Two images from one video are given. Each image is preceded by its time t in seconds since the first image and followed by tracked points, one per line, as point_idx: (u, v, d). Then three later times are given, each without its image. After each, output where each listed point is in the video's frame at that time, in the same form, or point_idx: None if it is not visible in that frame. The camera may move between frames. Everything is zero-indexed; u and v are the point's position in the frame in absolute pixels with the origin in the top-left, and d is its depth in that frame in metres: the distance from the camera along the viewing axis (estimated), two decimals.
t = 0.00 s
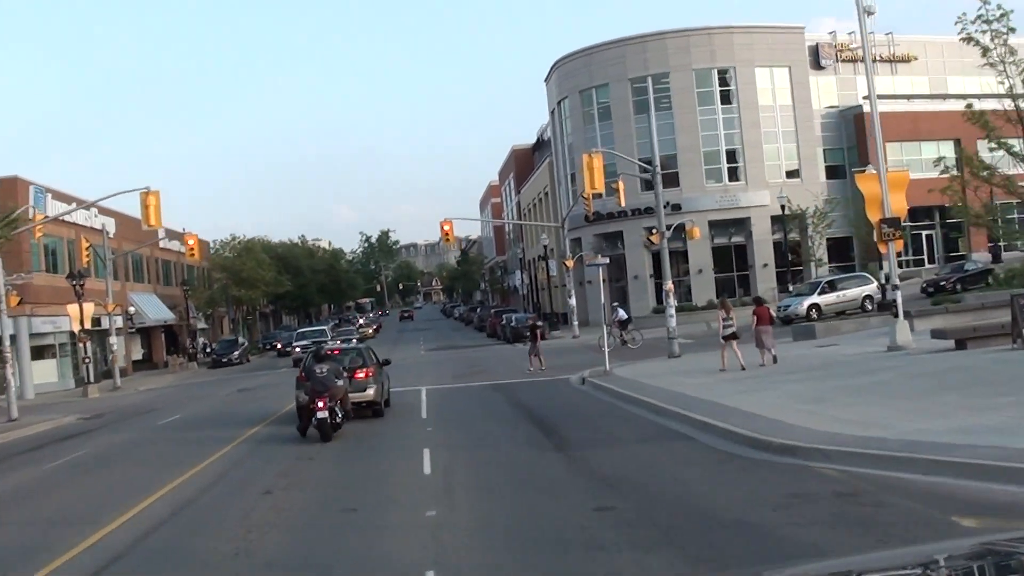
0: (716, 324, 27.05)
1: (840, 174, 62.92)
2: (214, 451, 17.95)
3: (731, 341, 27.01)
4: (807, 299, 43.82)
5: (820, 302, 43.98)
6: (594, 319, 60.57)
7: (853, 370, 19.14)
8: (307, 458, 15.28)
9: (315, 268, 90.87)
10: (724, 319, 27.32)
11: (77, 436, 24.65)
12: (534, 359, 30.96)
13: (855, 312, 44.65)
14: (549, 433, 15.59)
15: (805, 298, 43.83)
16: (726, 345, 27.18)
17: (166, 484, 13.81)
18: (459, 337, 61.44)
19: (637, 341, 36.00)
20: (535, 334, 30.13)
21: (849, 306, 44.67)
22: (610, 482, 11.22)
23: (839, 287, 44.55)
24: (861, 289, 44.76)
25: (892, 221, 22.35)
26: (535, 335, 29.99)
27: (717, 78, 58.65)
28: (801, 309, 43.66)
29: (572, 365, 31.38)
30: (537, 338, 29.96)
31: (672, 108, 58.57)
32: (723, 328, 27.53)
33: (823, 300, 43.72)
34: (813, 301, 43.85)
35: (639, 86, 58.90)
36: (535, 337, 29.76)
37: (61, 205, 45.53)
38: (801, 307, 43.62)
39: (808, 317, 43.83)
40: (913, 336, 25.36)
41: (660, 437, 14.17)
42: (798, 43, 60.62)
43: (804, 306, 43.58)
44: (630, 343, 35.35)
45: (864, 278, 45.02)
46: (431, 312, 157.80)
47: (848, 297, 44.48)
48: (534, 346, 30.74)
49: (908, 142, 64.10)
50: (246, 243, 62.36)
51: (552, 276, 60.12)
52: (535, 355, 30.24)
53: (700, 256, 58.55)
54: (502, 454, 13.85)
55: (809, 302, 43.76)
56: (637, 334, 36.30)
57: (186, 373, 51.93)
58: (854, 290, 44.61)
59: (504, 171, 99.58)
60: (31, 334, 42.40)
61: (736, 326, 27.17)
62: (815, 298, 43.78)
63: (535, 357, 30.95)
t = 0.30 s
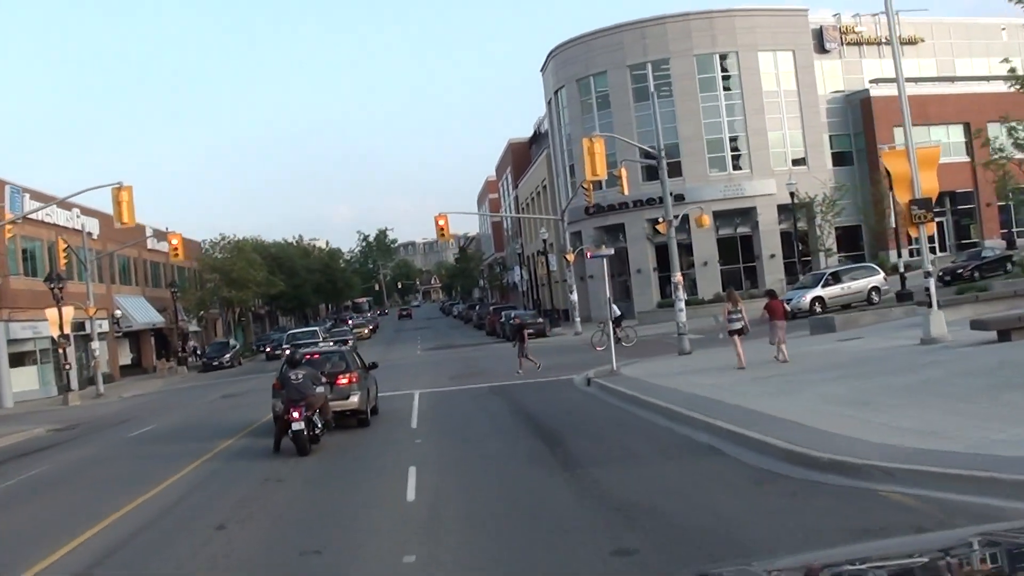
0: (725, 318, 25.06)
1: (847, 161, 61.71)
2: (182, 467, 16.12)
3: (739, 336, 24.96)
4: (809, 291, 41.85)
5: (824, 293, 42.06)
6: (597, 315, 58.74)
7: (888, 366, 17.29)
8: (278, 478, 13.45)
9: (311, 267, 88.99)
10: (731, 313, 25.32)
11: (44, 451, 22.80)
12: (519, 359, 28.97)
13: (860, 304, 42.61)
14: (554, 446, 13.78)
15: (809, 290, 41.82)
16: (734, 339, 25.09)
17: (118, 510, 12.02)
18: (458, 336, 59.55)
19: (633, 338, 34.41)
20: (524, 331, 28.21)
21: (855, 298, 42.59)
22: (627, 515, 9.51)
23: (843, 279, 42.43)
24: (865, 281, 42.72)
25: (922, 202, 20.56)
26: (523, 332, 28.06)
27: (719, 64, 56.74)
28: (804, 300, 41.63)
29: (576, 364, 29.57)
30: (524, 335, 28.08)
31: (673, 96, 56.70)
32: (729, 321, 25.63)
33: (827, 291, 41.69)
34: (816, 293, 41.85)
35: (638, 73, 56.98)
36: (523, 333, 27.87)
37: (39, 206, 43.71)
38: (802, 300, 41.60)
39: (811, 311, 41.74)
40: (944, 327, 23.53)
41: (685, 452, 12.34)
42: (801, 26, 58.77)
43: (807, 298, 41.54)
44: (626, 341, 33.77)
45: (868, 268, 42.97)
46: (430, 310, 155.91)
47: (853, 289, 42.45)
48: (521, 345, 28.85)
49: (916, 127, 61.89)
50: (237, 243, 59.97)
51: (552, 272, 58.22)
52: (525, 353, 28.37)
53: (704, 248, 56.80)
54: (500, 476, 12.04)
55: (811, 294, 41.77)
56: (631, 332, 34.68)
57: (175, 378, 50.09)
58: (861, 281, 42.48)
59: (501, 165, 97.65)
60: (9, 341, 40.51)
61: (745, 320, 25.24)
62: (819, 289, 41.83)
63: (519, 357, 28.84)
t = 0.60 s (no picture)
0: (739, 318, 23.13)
1: (860, 157, 60.15)
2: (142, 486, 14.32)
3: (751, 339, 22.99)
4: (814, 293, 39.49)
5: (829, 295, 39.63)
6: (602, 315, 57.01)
7: (935, 374, 15.47)
8: (243, 502, 11.65)
9: (309, 266, 87.22)
10: (744, 314, 23.30)
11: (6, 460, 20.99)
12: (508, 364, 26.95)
13: (867, 307, 40.50)
14: (566, 468, 12.00)
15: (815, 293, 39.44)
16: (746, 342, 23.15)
17: (60, 536, 10.34)
18: (458, 337, 57.74)
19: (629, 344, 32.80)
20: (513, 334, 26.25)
21: (861, 301, 40.51)
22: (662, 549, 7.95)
23: (848, 281, 40.27)
24: (871, 284, 40.50)
25: (964, 190, 18.70)
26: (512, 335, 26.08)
27: (730, 55, 54.99)
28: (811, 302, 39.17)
29: (582, 368, 27.83)
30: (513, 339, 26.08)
31: (682, 88, 54.92)
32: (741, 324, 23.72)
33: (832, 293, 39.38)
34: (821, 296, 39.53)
35: (646, 65, 55.15)
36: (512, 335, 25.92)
37: (24, 199, 41.99)
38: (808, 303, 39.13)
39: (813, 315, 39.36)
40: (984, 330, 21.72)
41: (718, 480, 10.58)
42: (814, 17, 57.04)
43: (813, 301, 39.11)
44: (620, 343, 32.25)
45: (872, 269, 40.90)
46: (432, 310, 154.20)
47: (860, 291, 40.39)
48: (511, 347, 26.87)
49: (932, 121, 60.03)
50: (232, 240, 57.81)
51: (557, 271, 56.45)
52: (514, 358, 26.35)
53: (713, 246, 55.03)
54: (500, 506, 10.27)
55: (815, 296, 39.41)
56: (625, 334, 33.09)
57: (166, 379, 48.36)
58: (865, 284, 40.44)
59: (503, 162, 95.87)
60: None
61: (757, 322, 23.33)
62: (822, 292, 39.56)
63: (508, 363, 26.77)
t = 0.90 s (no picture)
0: (755, 314, 21.45)
1: (873, 147, 58.56)
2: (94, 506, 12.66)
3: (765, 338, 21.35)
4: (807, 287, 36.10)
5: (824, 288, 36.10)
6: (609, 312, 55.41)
7: (988, 378, 13.75)
8: (198, 530, 9.97)
9: (309, 264, 85.57)
10: (758, 310, 21.60)
11: None
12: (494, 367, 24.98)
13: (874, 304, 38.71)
14: (579, 489, 10.49)
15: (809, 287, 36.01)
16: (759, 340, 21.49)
17: None
18: (460, 335, 56.11)
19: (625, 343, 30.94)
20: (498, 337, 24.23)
21: (867, 298, 38.62)
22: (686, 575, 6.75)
23: (853, 277, 38.42)
24: (879, 279, 38.57)
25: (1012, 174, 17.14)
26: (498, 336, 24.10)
27: (740, 43, 53.30)
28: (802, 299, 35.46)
29: (591, 367, 26.17)
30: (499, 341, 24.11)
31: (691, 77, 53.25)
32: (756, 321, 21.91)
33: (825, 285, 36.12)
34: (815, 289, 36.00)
35: (652, 53, 53.25)
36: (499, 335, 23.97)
37: (5, 194, 40.24)
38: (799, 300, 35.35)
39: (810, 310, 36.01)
40: None
41: (759, 507, 9.05)
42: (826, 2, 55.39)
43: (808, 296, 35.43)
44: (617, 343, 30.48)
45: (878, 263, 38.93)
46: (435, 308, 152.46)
47: (866, 287, 38.49)
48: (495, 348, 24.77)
49: (947, 110, 58.26)
50: (226, 237, 55.99)
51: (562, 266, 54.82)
52: (505, 361, 24.37)
53: (723, 240, 53.39)
54: (499, 539, 8.66)
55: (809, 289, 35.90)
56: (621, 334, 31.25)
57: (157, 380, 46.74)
58: (873, 280, 38.48)
59: (506, 157, 94.17)
60: None
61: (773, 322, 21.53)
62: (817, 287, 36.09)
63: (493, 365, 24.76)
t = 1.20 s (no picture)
0: (771, 317, 19.74)
1: (889, 142, 56.91)
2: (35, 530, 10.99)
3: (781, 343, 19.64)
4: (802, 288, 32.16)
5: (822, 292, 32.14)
6: (617, 311, 53.79)
7: None
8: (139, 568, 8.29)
9: (310, 261, 83.94)
10: (773, 311, 19.85)
11: None
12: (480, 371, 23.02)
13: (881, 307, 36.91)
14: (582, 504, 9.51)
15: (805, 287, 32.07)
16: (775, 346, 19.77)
17: None
18: (464, 334, 54.44)
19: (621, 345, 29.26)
20: (485, 340, 22.33)
21: (874, 300, 36.77)
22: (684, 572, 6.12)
23: (859, 278, 36.49)
24: (884, 281, 36.72)
25: None
26: (485, 340, 22.24)
27: (754, 32, 51.72)
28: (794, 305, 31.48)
29: (601, 370, 24.51)
30: (487, 344, 22.26)
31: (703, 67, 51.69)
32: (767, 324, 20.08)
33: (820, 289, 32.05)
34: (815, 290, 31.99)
35: (663, 42, 51.52)
36: (486, 338, 22.09)
37: None
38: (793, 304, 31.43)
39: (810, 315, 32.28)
40: None
41: (798, 537, 7.84)
42: None
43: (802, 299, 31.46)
44: (613, 345, 28.86)
45: (885, 264, 37.07)
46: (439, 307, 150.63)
47: (872, 289, 36.66)
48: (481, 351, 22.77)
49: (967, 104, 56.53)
50: (223, 232, 54.19)
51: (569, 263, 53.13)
52: (493, 367, 22.48)
53: (738, 237, 51.86)
54: None
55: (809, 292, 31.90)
56: (619, 335, 29.54)
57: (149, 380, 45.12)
58: (880, 281, 36.63)
59: (512, 152, 92.45)
60: None
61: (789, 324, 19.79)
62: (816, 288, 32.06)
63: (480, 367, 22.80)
